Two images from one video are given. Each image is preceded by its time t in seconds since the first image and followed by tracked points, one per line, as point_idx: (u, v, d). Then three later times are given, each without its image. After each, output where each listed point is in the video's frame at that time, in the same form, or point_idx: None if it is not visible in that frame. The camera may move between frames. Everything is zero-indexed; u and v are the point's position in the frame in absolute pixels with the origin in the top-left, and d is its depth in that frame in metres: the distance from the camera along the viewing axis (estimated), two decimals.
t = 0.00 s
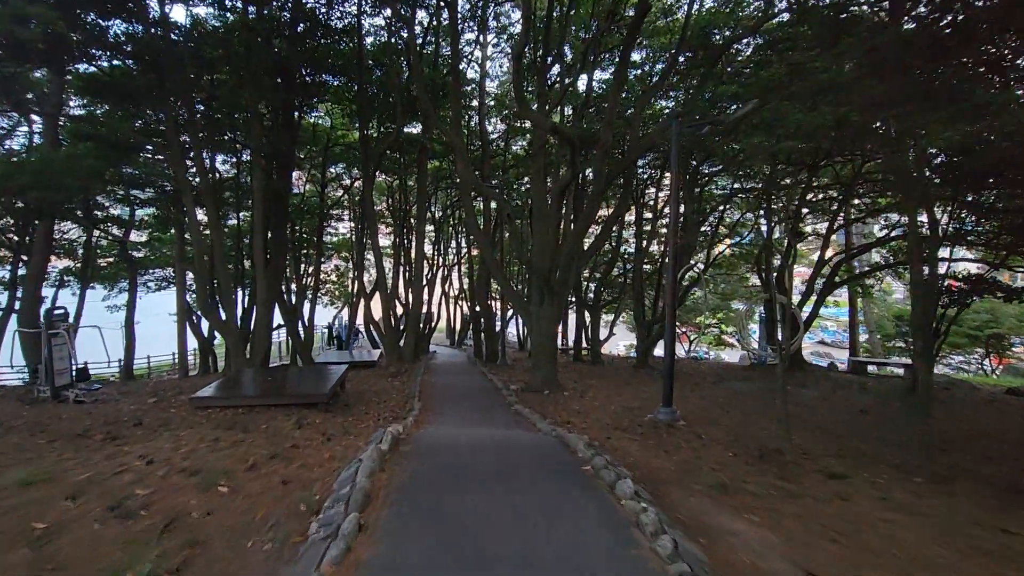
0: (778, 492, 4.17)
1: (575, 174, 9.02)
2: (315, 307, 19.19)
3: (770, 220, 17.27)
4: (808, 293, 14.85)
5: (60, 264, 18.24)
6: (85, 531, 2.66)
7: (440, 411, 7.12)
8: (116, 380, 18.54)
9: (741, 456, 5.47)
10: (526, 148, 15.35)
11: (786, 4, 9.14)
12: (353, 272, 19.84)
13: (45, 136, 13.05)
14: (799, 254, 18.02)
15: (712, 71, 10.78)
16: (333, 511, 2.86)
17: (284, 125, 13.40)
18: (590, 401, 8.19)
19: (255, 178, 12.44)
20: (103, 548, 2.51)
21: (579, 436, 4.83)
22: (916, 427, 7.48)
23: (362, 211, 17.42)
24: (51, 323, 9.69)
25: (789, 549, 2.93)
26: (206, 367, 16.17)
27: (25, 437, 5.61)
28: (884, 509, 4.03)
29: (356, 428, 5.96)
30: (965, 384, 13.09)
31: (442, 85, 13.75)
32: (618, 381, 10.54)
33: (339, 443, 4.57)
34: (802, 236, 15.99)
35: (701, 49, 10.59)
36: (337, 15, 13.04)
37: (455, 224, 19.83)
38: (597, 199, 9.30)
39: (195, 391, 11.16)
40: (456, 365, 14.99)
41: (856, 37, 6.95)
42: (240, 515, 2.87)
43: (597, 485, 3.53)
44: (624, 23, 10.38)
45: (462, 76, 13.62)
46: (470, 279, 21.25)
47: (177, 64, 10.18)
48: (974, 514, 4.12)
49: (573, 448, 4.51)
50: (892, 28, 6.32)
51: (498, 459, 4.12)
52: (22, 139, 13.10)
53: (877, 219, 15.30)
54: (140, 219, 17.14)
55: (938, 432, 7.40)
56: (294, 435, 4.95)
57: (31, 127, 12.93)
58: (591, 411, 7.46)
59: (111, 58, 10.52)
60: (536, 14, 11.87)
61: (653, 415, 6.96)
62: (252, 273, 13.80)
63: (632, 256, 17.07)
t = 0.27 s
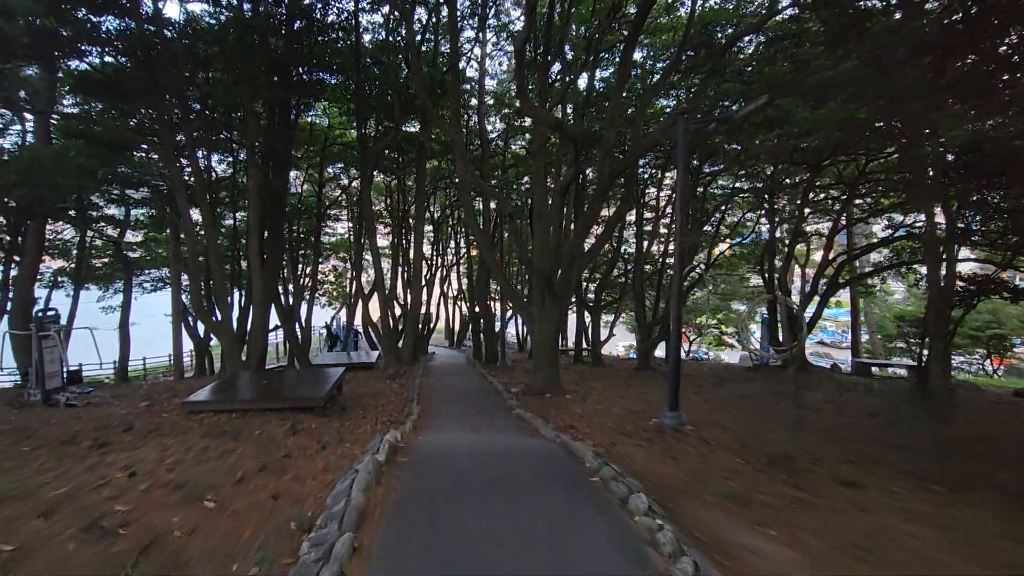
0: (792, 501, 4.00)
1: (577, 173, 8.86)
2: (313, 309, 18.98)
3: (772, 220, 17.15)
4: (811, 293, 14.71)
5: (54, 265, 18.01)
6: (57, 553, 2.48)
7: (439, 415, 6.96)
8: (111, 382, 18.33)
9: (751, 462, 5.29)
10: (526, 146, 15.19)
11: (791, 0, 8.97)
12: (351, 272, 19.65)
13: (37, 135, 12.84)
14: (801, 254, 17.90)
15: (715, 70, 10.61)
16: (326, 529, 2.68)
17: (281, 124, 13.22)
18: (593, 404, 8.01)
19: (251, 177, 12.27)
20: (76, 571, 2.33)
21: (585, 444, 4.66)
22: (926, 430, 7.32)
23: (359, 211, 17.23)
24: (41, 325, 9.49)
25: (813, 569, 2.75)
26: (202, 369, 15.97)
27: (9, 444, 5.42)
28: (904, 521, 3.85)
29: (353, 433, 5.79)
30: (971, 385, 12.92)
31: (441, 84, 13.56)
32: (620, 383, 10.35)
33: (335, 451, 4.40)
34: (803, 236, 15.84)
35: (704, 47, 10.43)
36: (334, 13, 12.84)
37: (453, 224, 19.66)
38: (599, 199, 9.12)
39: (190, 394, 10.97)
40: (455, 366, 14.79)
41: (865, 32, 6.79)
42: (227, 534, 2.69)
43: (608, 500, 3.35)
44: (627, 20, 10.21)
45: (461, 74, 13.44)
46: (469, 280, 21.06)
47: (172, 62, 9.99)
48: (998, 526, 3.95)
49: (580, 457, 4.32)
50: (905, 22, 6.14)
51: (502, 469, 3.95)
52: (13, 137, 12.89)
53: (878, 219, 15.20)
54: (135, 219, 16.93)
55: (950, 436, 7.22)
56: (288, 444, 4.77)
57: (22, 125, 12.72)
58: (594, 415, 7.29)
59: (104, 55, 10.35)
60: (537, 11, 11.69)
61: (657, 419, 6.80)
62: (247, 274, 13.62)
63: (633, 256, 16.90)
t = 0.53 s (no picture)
0: (814, 512, 3.80)
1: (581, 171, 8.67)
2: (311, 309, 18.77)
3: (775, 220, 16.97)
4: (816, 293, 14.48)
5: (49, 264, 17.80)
6: None
7: (442, 418, 6.77)
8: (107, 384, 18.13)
9: (765, 468, 5.10)
10: (527, 144, 15.00)
11: None
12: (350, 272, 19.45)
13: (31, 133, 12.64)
14: (804, 254, 17.72)
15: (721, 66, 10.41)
16: (325, 548, 2.50)
17: (279, 122, 13.01)
18: (598, 407, 7.82)
19: (247, 175, 12.05)
20: None
21: (596, 450, 4.48)
22: (941, 433, 7.12)
23: (358, 210, 17.03)
24: (34, 326, 9.30)
25: None
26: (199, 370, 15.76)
27: None
28: (932, 532, 3.66)
29: (352, 438, 5.60)
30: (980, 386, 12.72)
31: (442, 81, 13.36)
32: (624, 385, 10.16)
33: (334, 458, 4.21)
34: (807, 235, 15.66)
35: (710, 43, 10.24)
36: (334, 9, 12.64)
37: (454, 223, 19.47)
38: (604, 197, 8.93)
39: (185, 396, 10.77)
40: (456, 367, 14.59)
41: (879, 25, 6.60)
42: (218, 553, 2.50)
43: (626, 514, 3.16)
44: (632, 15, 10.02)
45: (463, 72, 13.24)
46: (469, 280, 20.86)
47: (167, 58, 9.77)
48: None
49: (592, 465, 4.13)
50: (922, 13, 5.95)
51: (511, 479, 3.76)
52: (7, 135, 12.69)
53: (884, 218, 15.02)
54: (131, 219, 16.72)
55: (965, 438, 7.03)
56: (284, 450, 4.58)
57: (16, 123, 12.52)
58: (600, 418, 7.09)
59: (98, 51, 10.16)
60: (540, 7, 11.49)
61: (665, 422, 6.61)
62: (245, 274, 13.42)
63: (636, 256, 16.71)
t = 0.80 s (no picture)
0: (836, 527, 3.61)
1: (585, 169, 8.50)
2: (310, 309, 18.57)
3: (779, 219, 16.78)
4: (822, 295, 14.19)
5: (46, 264, 17.63)
6: None
7: (443, 423, 6.60)
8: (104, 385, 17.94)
9: (780, 476, 4.92)
10: (528, 143, 14.82)
11: None
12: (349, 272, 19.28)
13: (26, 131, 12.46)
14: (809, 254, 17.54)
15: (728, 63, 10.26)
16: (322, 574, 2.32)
17: (277, 120, 12.83)
18: (602, 410, 7.63)
19: (244, 173, 11.86)
20: None
21: (605, 460, 4.30)
22: (956, 436, 6.92)
23: (358, 210, 16.87)
24: (28, 327, 9.14)
25: None
26: (196, 371, 15.58)
27: None
28: (964, 549, 3.47)
29: (350, 445, 5.41)
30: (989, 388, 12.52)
31: (443, 79, 13.19)
32: (629, 388, 9.98)
33: (331, 468, 4.02)
34: (812, 235, 15.48)
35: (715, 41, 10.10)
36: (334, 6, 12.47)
37: (454, 223, 19.29)
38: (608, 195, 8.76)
39: (181, 398, 10.58)
40: (457, 369, 14.41)
41: (893, 19, 6.41)
42: None
43: (645, 535, 2.98)
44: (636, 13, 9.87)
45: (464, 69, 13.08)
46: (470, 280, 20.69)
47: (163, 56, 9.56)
48: None
49: (605, 477, 3.95)
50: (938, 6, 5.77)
51: (518, 492, 3.59)
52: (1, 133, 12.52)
53: (889, 217, 14.84)
54: (129, 218, 16.57)
55: (981, 442, 6.85)
56: (279, 459, 4.39)
57: (11, 121, 12.36)
58: (605, 423, 6.90)
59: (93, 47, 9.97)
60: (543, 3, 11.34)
61: (673, 427, 6.43)
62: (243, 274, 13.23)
63: (638, 255, 16.53)
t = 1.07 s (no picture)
0: (859, 534, 3.39)
1: (588, 164, 8.30)
2: (310, 308, 18.37)
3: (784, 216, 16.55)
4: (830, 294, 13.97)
5: (45, 263, 17.49)
6: None
7: (443, 424, 6.39)
8: (103, 385, 17.78)
9: (793, 478, 4.72)
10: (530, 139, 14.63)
11: None
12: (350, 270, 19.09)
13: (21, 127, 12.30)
14: (814, 251, 17.29)
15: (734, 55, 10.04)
16: None
17: (275, 115, 12.64)
18: (607, 410, 7.42)
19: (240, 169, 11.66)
20: None
21: (613, 465, 4.09)
22: (974, 435, 6.68)
23: (358, 207, 16.68)
24: (21, 325, 8.98)
25: None
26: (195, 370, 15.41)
27: None
28: (993, 558, 3.27)
29: (346, 447, 5.22)
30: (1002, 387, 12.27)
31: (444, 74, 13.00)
32: (634, 388, 9.77)
33: (324, 472, 3.82)
34: (818, 232, 15.25)
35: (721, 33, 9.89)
36: None
37: (455, 221, 19.09)
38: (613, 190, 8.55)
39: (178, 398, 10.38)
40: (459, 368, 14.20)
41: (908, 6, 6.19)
42: None
43: (658, 549, 2.78)
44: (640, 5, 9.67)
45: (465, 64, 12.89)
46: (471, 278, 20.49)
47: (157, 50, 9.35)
48: None
49: (614, 484, 3.74)
50: None
51: (522, 500, 3.39)
52: None
53: (896, 214, 14.59)
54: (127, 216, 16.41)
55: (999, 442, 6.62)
56: (271, 463, 4.20)
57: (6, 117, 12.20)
58: (610, 424, 6.69)
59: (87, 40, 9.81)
60: None
61: (680, 428, 6.22)
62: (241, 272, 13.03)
63: (642, 253, 16.31)
